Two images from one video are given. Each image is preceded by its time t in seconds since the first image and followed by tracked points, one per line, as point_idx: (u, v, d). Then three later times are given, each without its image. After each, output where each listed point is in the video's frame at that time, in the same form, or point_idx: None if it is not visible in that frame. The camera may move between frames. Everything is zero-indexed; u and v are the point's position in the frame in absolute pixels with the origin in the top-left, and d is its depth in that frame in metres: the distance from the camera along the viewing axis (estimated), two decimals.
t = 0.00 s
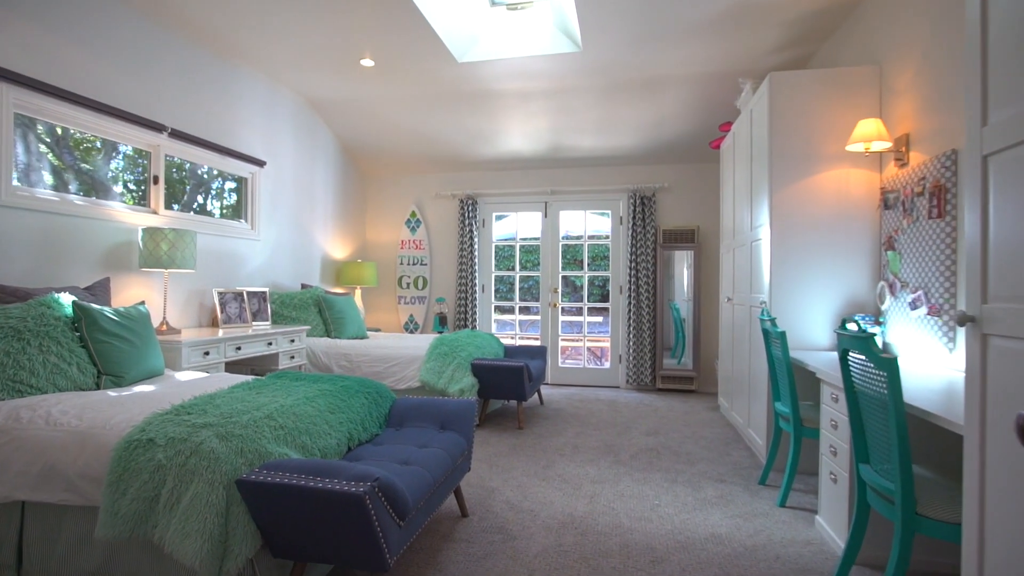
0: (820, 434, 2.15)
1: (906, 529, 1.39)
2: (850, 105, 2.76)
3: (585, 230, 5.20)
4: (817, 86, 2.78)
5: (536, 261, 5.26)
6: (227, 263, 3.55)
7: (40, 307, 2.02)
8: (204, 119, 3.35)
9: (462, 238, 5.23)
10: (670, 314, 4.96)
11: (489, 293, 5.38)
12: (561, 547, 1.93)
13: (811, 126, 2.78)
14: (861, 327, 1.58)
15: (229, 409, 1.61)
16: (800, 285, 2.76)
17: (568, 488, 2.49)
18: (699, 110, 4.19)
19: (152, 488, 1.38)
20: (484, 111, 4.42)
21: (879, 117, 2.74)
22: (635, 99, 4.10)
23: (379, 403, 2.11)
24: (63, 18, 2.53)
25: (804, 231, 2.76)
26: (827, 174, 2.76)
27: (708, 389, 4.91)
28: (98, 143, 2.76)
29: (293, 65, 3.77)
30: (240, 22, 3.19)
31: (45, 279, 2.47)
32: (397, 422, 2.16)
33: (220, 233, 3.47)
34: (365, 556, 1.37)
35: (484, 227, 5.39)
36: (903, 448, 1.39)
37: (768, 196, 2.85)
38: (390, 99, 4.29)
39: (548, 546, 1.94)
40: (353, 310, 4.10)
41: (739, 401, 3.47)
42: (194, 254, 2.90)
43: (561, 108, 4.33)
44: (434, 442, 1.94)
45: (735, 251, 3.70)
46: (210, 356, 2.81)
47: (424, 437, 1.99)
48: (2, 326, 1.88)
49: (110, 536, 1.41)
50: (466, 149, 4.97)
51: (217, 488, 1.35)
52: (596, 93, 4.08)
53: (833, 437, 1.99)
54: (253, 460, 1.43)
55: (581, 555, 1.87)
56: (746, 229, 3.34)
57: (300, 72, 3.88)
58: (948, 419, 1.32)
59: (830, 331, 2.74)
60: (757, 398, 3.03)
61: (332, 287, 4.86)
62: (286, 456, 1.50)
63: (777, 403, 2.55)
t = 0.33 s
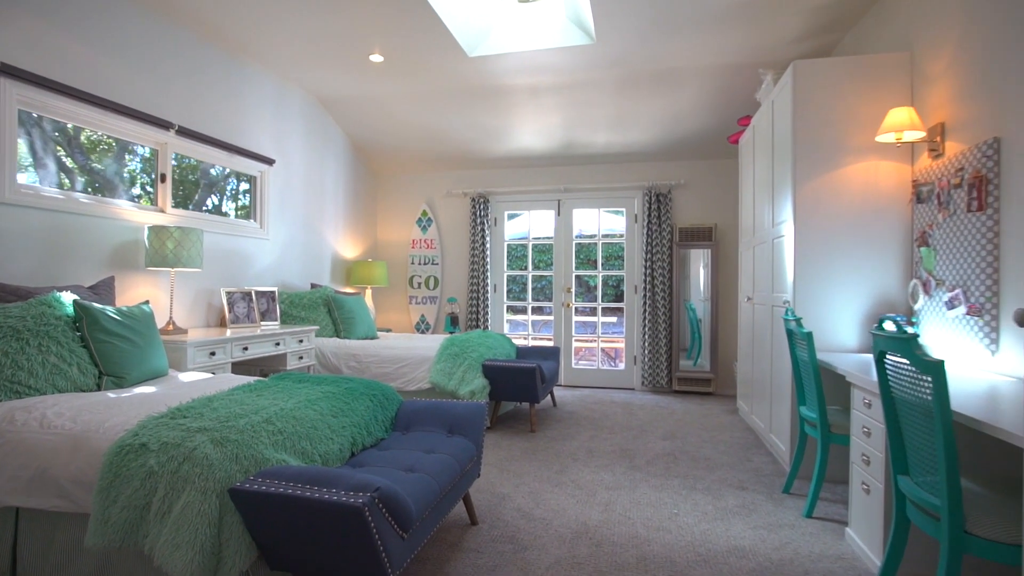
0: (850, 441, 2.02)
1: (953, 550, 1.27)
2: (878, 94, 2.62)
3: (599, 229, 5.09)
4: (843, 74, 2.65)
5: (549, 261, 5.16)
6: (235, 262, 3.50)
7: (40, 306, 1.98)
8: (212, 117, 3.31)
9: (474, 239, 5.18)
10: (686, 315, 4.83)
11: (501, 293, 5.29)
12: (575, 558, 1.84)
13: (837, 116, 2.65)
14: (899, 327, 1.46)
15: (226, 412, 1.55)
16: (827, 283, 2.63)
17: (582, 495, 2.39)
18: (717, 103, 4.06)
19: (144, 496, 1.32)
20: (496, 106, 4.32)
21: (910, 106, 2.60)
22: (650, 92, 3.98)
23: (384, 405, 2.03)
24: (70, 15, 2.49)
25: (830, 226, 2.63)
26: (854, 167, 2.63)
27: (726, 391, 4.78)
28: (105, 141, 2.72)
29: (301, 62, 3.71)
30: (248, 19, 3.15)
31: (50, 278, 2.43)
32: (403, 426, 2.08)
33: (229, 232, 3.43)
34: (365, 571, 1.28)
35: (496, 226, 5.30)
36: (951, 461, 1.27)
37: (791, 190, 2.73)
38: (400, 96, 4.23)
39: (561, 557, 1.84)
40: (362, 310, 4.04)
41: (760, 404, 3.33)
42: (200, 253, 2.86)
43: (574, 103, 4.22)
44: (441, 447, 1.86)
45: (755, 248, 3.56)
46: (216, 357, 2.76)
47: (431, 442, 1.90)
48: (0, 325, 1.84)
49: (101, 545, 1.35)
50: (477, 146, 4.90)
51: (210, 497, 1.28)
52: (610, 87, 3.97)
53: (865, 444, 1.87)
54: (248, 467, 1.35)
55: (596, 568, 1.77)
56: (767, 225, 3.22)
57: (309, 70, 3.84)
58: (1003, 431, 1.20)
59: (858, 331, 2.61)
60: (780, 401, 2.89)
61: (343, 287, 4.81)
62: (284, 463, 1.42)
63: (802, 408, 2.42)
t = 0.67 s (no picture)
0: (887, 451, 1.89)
1: None
2: (914, 82, 2.48)
3: (615, 227, 4.97)
4: (875, 61, 2.51)
5: (564, 260, 5.05)
6: (245, 262, 3.47)
7: (43, 306, 1.94)
8: (222, 115, 3.28)
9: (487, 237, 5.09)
10: (704, 315, 4.69)
11: (515, 292, 5.20)
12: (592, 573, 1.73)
13: (869, 105, 2.51)
14: (948, 329, 1.33)
15: (225, 417, 1.47)
16: (858, 282, 2.49)
17: (598, 504, 2.29)
18: (739, 96, 3.91)
19: (136, 505, 1.25)
20: (509, 101, 4.23)
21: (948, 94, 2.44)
22: (668, 85, 3.85)
23: (392, 410, 1.95)
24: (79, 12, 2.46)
25: (861, 221, 2.49)
26: (888, 159, 2.48)
27: (746, 394, 4.63)
28: (114, 138, 2.68)
29: (312, 59, 3.66)
30: (257, 15, 3.10)
31: (58, 277, 2.40)
32: (411, 430, 2.00)
33: (239, 231, 3.39)
34: None
35: (510, 225, 5.21)
36: (1013, 479, 1.14)
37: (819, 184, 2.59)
38: (412, 92, 4.16)
39: (577, 572, 1.74)
40: (373, 310, 3.97)
41: (784, 408, 3.19)
42: (209, 252, 2.81)
43: (589, 98, 4.11)
44: (450, 454, 1.77)
45: (779, 246, 3.42)
46: (224, 357, 2.71)
47: (440, 448, 1.82)
48: (2, 325, 1.80)
49: (94, 556, 1.29)
50: (490, 143, 4.81)
51: (204, 507, 1.21)
52: (627, 80, 3.85)
53: (905, 455, 1.73)
54: (245, 476, 1.28)
55: None
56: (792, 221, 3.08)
57: (321, 67, 3.79)
58: None
59: (892, 333, 2.46)
60: (807, 406, 2.76)
61: (355, 287, 4.77)
62: (284, 471, 1.34)
63: (833, 414, 2.29)
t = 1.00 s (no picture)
0: (931, 462, 1.75)
1: None
2: (955, 67, 2.32)
3: (633, 225, 4.84)
4: (914, 46, 2.35)
5: (580, 260, 4.94)
6: (257, 261, 3.43)
7: (48, 305, 1.90)
8: (234, 113, 3.24)
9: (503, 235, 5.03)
10: (725, 315, 4.54)
11: (530, 292, 5.10)
12: None
13: (907, 92, 2.36)
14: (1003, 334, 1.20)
15: (224, 422, 1.40)
16: (894, 281, 2.34)
17: (616, 514, 2.18)
18: (763, 88, 3.76)
19: (127, 515, 1.19)
20: (524, 97, 4.13)
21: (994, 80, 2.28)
22: (688, 76, 3.72)
23: (400, 414, 1.87)
24: (88, 8, 2.43)
25: (898, 217, 2.34)
26: (927, 149, 2.33)
27: (770, 398, 4.47)
28: (123, 136, 2.65)
29: (323, 55, 3.61)
30: (268, 11, 3.05)
31: (67, 277, 2.38)
32: (420, 435, 1.92)
33: (250, 230, 3.36)
34: None
35: (525, 223, 5.12)
36: None
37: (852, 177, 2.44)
38: (425, 89, 4.09)
39: None
40: (386, 310, 3.92)
41: (812, 414, 3.04)
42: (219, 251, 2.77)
43: (606, 92, 3.99)
44: (460, 461, 1.69)
45: (806, 244, 3.26)
46: (233, 358, 2.67)
47: (450, 455, 1.73)
48: (5, 325, 1.77)
49: (85, 567, 1.23)
50: (505, 139, 4.72)
51: (197, 519, 1.14)
52: (646, 72, 3.72)
53: (952, 467, 1.60)
54: (241, 486, 1.21)
55: None
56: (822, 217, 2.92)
57: (333, 64, 3.74)
58: None
59: (932, 335, 2.31)
60: (838, 412, 2.61)
61: (368, 286, 4.72)
62: (283, 481, 1.27)
63: (868, 422, 2.15)
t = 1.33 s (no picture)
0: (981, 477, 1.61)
1: None
2: (1002, 51, 2.16)
3: (652, 223, 4.71)
4: (956, 28, 2.20)
5: (598, 259, 4.83)
6: (269, 261, 3.40)
7: (53, 305, 1.87)
8: (245, 111, 3.21)
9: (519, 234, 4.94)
10: (748, 316, 4.38)
11: (547, 292, 5.00)
12: None
13: (948, 79, 2.20)
14: None
15: (222, 427, 1.34)
16: (934, 280, 2.19)
17: (635, 525, 2.07)
18: (789, 78, 3.60)
19: (117, 526, 1.13)
20: (539, 92, 4.04)
21: None
22: (710, 68, 3.58)
23: (408, 418, 1.80)
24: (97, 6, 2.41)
25: (939, 211, 2.19)
26: (969, 140, 2.18)
27: (796, 402, 4.30)
28: (133, 135, 2.63)
29: (335, 52, 3.57)
30: (278, 7, 3.01)
31: (77, 276, 2.36)
32: (429, 441, 1.84)
33: (262, 229, 3.33)
34: None
35: (541, 222, 5.03)
36: None
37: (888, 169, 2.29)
38: (439, 85, 4.02)
39: None
40: (399, 310, 3.86)
41: (844, 420, 2.89)
42: (229, 250, 2.74)
43: (624, 86, 3.87)
44: (469, 469, 1.60)
45: (836, 241, 3.11)
46: (243, 359, 2.63)
47: (459, 462, 1.65)
48: (10, 325, 1.74)
49: None
50: (520, 136, 4.63)
51: (188, 532, 1.08)
52: (666, 64, 3.60)
53: (1006, 483, 1.46)
54: (235, 496, 1.14)
55: None
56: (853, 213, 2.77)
57: (345, 61, 3.69)
58: None
59: (977, 338, 2.15)
60: (872, 419, 2.46)
61: (382, 286, 4.68)
62: (280, 491, 1.20)
63: (908, 431, 2.00)
